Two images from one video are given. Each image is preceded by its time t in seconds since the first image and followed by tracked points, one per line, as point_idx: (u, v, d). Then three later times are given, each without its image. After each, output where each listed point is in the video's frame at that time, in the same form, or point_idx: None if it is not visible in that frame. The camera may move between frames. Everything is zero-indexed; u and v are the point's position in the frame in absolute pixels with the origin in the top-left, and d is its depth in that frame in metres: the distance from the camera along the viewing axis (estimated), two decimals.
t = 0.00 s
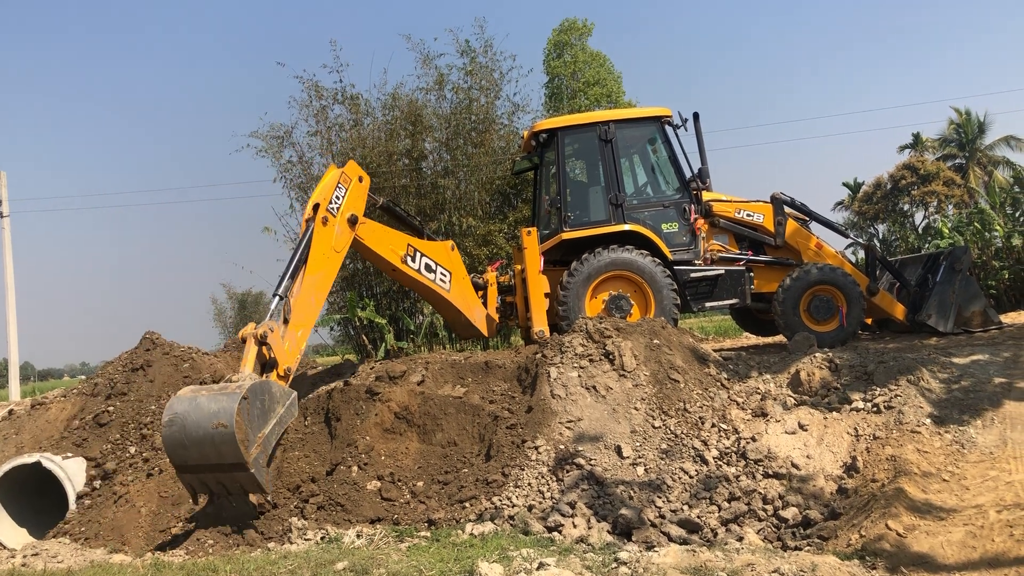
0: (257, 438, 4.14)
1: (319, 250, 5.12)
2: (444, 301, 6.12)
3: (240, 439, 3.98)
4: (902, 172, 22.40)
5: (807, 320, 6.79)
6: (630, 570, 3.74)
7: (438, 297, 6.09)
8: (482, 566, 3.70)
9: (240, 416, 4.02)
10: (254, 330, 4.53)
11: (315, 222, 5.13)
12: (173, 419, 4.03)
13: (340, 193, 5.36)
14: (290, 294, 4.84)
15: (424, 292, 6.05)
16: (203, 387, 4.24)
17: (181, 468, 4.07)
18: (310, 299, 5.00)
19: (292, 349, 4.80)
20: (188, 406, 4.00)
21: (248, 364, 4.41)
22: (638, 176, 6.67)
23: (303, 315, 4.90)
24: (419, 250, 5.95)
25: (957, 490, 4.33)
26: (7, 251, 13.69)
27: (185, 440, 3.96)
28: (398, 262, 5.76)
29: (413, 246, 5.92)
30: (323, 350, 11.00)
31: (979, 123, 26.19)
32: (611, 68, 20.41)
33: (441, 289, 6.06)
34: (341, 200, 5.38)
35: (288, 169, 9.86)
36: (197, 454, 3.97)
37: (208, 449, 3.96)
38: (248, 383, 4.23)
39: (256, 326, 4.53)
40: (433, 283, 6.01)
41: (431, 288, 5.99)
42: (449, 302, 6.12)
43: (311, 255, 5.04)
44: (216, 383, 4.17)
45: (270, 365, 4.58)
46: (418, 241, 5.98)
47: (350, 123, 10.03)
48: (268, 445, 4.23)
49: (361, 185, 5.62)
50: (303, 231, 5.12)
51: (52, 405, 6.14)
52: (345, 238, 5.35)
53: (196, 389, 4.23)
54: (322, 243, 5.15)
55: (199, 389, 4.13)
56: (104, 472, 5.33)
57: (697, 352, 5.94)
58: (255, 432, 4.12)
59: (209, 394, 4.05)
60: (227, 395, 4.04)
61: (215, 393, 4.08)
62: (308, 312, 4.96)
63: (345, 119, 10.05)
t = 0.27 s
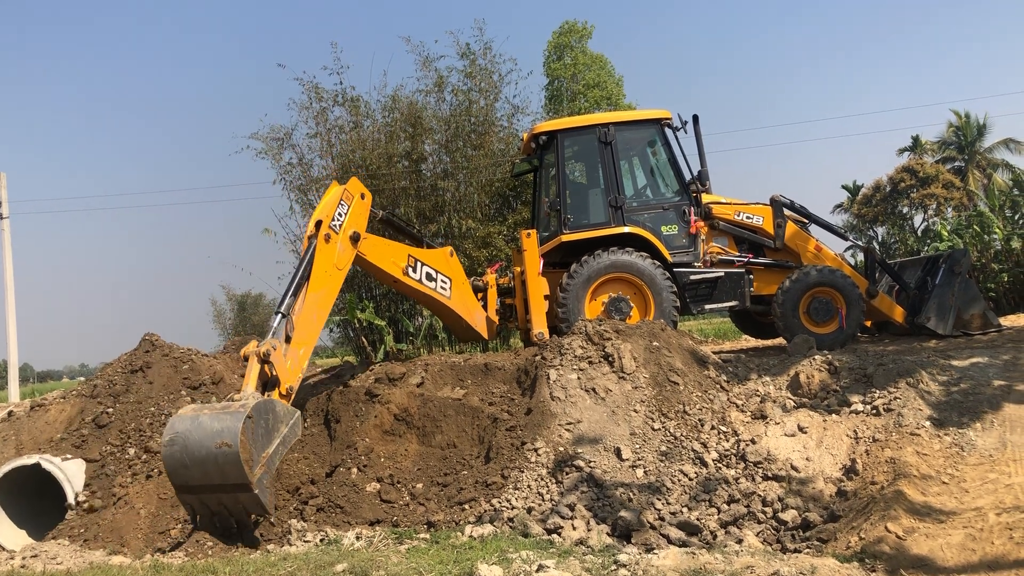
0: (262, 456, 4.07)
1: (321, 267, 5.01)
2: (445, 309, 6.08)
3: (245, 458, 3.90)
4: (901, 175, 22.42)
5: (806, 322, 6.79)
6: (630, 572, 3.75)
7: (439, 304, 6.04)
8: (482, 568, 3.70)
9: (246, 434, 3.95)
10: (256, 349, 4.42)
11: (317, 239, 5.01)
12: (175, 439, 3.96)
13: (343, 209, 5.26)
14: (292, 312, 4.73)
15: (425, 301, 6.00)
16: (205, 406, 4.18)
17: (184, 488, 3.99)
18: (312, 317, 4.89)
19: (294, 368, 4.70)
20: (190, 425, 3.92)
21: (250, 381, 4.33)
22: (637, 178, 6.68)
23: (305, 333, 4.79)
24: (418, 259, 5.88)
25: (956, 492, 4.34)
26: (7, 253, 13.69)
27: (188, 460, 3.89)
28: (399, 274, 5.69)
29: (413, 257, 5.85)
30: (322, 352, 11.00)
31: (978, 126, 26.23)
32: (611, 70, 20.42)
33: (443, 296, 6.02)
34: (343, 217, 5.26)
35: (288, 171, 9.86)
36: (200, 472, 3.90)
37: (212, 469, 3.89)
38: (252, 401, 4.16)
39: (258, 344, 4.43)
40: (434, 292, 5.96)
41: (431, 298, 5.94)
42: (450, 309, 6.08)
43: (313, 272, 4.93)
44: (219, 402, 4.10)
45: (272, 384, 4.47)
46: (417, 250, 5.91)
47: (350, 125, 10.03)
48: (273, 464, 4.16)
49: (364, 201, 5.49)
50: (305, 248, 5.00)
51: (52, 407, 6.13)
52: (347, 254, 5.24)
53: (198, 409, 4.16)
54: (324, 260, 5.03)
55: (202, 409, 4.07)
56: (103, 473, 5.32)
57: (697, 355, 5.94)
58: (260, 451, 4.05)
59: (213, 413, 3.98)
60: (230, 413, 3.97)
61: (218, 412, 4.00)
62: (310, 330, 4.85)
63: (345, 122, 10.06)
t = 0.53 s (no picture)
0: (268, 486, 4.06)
1: (319, 284, 4.94)
2: (443, 313, 6.06)
3: (251, 490, 3.89)
4: (901, 176, 22.43)
5: (805, 324, 6.79)
6: (629, 573, 3.74)
7: (437, 310, 6.01)
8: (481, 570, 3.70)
9: (252, 467, 3.92)
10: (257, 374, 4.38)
11: (314, 255, 4.94)
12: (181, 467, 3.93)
13: (337, 224, 5.17)
14: (292, 333, 4.68)
15: (423, 308, 5.96)
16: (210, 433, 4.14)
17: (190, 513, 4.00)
18: (312, 335, 4.83)
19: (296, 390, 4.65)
20: (196, 456, 3.89)
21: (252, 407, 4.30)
22: (637, 180, 6.68)
23: (306, 353, 4.75)
24: (416, 267, 5.82)
25: (956, 494, 4.33)
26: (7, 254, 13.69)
27: (195, 489, 3.89)
28: (396, 283, 5.64)
29: (411, 265, 5.79)
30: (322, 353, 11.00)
31: (978, 128, 26.24)
32: (611, 72, 20.43)
33: (441, 302, 5.98)
34: (339, 231, 5.18)
35: (288, 173, 9.87)
36: (207, 501, 3.91)
37: (219, 500, 3.89)
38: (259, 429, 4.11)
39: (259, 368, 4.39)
40: (433, 298, 5.92)
41: (430, 305, 5.91)
42: (449, 314, 6.06)
43: (311, 290, 4.86)
44: (224, 430, 4.05)
45: (275, 408, 4.43)
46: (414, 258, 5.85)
47: (350, 126, 10.04)
48: (279, 491, 4.16)
49: (358, 213, 5.41)
50: (302, 266, 4.93)
51: (51, 408, 6.13)
52: (343, 270, 5.16)
53: (203, 435, 4.12)
54: (321, 276, 4.96)
55: (208, 437, 4.02)
56: (103, 474, 5.32)
57: (697, 356, 5.94)
58: (266, 481, 4.04)
59: (218, 445, 3.94)
60: (236, 444, 3.93)
61: (224, 442, 3.96)
62: (310, 349, 4.79)
63: (345, 123, 10.07)
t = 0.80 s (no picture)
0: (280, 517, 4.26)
1: (317, 303, 4.92)
2: (441, 318, 6.06)
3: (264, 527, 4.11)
4: (900, 177, 22.45)
5: (804, 324, 6.79)
6: (629, 573, 3.74)
7: (435, 315, 6.01)
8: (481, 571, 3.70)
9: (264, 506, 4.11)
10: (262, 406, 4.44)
11: (309, 275, 4.90)
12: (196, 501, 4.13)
13: (331, 240, 5.12)
14: (293, 357, 4.71)
15: (421, 314, 5.96)
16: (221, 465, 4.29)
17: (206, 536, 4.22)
18: (314, 356, 4.86)
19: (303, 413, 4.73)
20: (209, 495, 4.07)
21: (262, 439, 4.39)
22: (636, 180, 6.68)
23: (310, 375, 4.79)
24: (413, 275, 5.81)
25: (955, 494, 4.34)
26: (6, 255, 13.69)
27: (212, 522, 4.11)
28: (393, 293, 5.64)
29: (407, 273, 5.78)
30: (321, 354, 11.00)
31: (976, 128, 26.27)
32: (610, 73, 20.45)
33: (439, 307, 5.98)
34: (332, 246, 5.14)
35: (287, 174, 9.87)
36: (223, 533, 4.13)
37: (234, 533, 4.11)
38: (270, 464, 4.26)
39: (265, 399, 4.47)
40: (430, 304, 5.92)
41: (428, 311, 5.91)
42: (447, 318, 6.05)
43: (310, 311, 4.86)
44: (235, 467, 4.20)
45: (283, 437, 4.53)
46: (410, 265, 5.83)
47: (349, 127, 10.04)
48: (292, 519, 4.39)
49: (350, 226, 5.34)
50: (298, 285, 4.91)
51: (50, 409, 6.12)
52: (339, 286, 5.14)
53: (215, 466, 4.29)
54: (318, 295, 4.94)
55: (220, 473, 4.18)
56: (102, 475, 5.31)
57: (696, 357, 5.94)
58: (279, 514, 4.25)
59: (231, 484, 4.10)
60: (249, 484, 4.09)
61: (236, 480, 4.12)
62: (314, 370, 4.84)
63: (344, 124, 10.07)
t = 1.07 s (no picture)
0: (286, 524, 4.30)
1: (317, 306, 4.92)
2: (440, 319, 6.06)
3: (269, 535, 4.15)
4: (898, 177, 22.46)
5: (803, 324, 6.80)
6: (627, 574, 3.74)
7: (433, 316, 6.01)
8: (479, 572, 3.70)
9: (269, 514, 4.14)
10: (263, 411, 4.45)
11: (308, 277, 4.90)
12: (202, 510, 4.15)
13: (329, 242, 5.11)
14: (294, 360, 4.71)
15: (420, 315, 5.96)
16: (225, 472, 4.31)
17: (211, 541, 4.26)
18: (314, 360, 4.85)
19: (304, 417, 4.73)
20: (214, 504, 4.11)
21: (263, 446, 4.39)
22: (634, 181, 6.68)
23: (310, 378, 4.79)
24: (411, 276, 5.81)
25: (954, 494, 4.34)
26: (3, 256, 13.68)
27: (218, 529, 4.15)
28: (392, 294, 5.63)
29: (406, 275, 5.78)
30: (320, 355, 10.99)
31: (975, 128, 26.29)
32: (609, 74, 20.44)
33: (438, 308, 5.98)
34: (331, 248, 5.13)
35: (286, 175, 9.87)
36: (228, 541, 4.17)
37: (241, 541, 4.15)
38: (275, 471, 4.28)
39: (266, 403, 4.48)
40: (429, 305, 5.92)
41: (426, 313, 5.91)
42: (446, 319, 6.06)
43: (310, 315, 4.85)
44: (238, 475, 4.22)
45: (285, 442, 4.54)
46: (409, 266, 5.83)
47: (348, 128, 10.04)
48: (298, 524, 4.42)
49: (348, 228, 5.34)
50: (297, 288, 4.90)
51: (48, 410, 6.12)
52: (338, 288, 5.14)
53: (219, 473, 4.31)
54: (318, 298, 4.94)
55: (224, 482, 4.20)
56: (100, 476, 5.31)
57: (694, 357, 5.95)
58: (283, 521, 4.28)
59: (235, 493, 4.12)
60: (252, 493, 4.11)
61: (240, 489, 4.14)
62: (314, 374, 4.84)
63: (343, 124, 10.07)
